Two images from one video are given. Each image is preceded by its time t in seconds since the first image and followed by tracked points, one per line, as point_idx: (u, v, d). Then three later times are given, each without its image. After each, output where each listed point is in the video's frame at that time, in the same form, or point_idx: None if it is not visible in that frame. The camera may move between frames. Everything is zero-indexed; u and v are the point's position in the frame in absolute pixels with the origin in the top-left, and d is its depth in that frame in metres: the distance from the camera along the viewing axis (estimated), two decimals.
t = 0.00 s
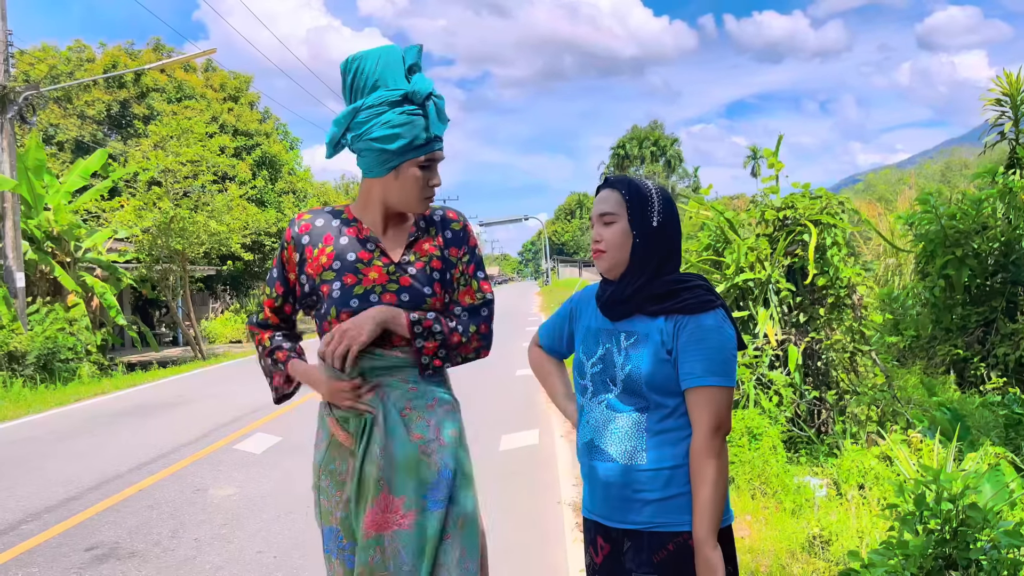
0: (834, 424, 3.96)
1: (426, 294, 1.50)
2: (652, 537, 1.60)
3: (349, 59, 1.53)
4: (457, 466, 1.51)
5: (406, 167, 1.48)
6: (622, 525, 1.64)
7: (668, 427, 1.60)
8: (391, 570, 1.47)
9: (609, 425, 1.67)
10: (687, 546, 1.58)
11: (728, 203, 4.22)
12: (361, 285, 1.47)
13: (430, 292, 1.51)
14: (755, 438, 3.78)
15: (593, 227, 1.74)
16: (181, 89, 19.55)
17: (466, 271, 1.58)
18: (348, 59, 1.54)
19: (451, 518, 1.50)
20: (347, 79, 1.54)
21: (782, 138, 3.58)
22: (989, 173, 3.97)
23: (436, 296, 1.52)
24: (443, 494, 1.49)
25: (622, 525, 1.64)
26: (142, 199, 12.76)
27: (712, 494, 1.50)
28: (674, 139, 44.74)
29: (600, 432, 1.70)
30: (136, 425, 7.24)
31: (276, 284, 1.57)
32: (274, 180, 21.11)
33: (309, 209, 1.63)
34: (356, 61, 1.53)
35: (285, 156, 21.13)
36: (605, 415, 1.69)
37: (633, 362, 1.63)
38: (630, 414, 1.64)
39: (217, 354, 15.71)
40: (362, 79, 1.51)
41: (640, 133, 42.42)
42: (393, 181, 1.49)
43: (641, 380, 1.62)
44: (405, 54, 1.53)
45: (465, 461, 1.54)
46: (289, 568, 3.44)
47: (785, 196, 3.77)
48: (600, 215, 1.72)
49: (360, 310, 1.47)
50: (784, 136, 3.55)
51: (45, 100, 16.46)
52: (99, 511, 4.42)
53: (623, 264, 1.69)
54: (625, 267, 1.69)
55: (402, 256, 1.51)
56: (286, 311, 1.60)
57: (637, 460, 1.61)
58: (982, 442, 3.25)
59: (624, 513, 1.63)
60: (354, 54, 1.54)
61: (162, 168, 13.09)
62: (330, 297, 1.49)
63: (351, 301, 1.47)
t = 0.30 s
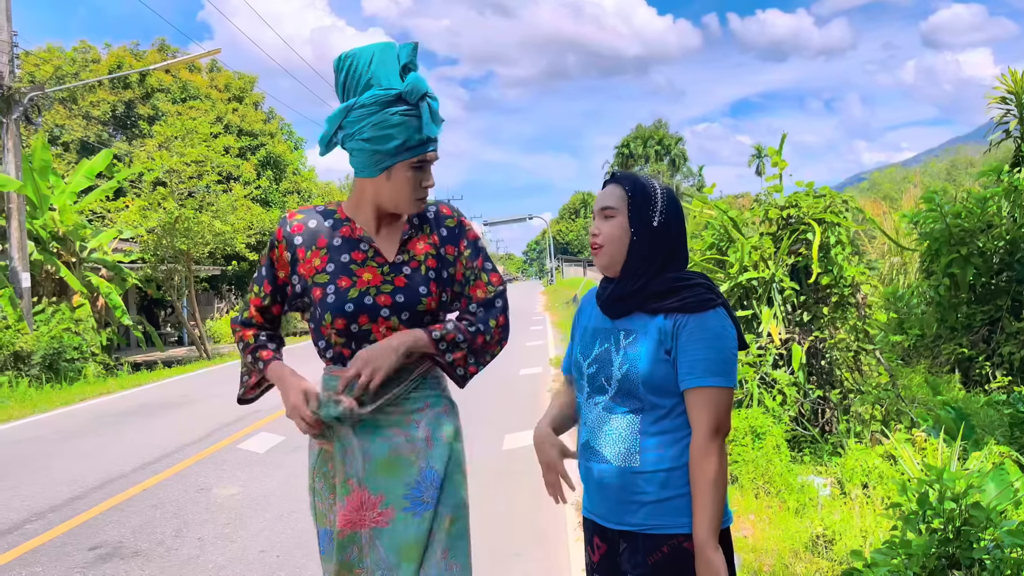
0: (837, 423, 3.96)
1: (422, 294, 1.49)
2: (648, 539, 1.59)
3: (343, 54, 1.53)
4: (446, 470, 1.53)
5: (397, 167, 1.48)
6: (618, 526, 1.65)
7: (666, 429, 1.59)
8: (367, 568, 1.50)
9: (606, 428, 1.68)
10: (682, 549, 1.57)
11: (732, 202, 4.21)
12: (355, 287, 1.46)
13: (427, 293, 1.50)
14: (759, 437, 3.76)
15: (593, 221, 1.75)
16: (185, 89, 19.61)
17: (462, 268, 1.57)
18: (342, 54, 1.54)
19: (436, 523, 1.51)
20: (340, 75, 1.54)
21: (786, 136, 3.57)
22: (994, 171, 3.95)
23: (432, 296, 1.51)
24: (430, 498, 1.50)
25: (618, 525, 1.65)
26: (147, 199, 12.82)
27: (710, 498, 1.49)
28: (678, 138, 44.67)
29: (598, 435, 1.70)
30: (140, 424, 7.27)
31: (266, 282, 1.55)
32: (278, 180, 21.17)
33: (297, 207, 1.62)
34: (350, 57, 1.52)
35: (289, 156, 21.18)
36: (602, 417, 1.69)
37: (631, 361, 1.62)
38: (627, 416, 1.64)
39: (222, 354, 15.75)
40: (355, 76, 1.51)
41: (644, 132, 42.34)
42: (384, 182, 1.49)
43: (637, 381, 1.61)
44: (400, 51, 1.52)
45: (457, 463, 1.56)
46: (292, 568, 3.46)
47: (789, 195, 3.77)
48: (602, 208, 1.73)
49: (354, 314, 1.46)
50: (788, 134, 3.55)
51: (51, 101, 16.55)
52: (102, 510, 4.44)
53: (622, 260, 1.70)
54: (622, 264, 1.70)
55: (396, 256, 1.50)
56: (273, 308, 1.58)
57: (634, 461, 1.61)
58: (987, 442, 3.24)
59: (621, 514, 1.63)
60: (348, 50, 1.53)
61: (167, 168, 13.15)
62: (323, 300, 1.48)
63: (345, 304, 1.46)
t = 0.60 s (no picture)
0: (842, 422, 3.94)
1: (431, 301, 1.48)
2: (638, 541, 1.60)
3: (339, 48, 1.53)
4: (460, 481, 1.52)
5: (401, 160, 1.47)
6: (610, 528, 1.65)
7: (659, 431, 1.59)
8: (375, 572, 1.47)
9: (600, 430, 1.67)
10: (671, 553, 1.57)
11: (737, 201, 4.20)
12: (362, 292, 1.46)
13: (436, 299, 1.48)
14: (763, 436, 3.75)
15: (596, 223, 1.75)
16: (190, 90, 19.64)
17: (473, 276, 1.55)
18: (337, 48, 1.54)
19: (450, 534, 1.49)
20: (337, 69, 1.54)
21: (790, 135, 3.56)
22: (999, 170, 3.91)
23: (442, 303, 1.49)
24: (441, 509, 1.48)
25: (610, 528, 1.65)
26: (152, 200, 12.85)
27: (705, 502, 1.49)
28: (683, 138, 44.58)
29: (591, 437, 1.70)
30: (144, 425, 7.29)
31: (257, 286, 1.56)
32: (282, 181, 21.20)
33: (294, 207, 1.63)
34: (347, 50, 1.52)
35: (293, 157, 21.20)
36: (596, 420, 1.69)
37: (627, 360, 1.62)
38: (619, 418, 1.63)
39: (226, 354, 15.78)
40: (353, 69, 1.52)
41: (648, 131, 42.25)
42: (388, 177, 1.48)
43: (632, 382, 1.61)
44: (398, 38, 1.51)
45: (472, 474, 1.55)
46: (294, 568, 3.46)
47: (793, 194, 3.76)
48: (603, 210, 1.73)
49: (360, 319, 1.45)
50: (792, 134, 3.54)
51: (56, 102, 16.62)
52: (106, 511, 4.46)
53: (623, 257, 1.69)
54: (625, 261, 1.70)
55: (404, 261, 1.50)
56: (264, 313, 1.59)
57: (626, 464, 1.62)
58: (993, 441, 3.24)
59: (612, 516, 1.64)
60: (344, 42, 1.53)
61: (171, 169, 13.18)
62: (327, 304, 1.48)
63: (350, 309, 1.45)
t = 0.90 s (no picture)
0: (848, 423, 3.93)
1: (451, 304, 1.38)
2: (641, 547, 1.59)
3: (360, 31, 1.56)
4: (479, 503, 1.39)
5: (376, 133, 1.44)
6: (611, 534, 1.64)
7: (667, 434, 1.59)
8: None
9: (604, 433, 1.67)
10: (676, 560, 1.56)
11: (742, 201, 4.19)
12: (374, 289, 1.38)
13: (457, 303, 1.39)
14: (768, 437, 3.76)
15: (591, 238, 1.74)
16: (196, 91, 19.71)
17: (505, 281, 1.45)
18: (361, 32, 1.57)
19: (466, 564, 1.37)
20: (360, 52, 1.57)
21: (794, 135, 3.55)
22: (1006, 169, 3.88)
23: (463, 307, 1.39)
24: (456, 536, 1.35)
25: (611, 534, 1.64)
26: (157, 201, 12.91)
27: (712, 506, 1.49)
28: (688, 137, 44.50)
29: (595, 440, 1.69)
30: (150, 425, 7.33)
31: (277, 279, 1.52)
32: (288, 182, 21.26)
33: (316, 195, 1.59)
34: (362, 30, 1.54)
35: (299, 158, 21.26)
36: (600, 422, 1.68)
37: (634, 362, 1.61)
38: (625, 421, 1.63)
39: (232, 355, 15.83)
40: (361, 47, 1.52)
41: (653, 131, 42.18)
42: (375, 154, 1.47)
43: (639, 385, 1.61)
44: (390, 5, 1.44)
45: (492, 496, 1.42)
46: (297, 569, 3.47)
47: (797, 194, 3.75)
48: (595, 225, 1.71)
49: (370, 317, 1.36)
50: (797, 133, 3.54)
51: (63, 104, 16.72)
52: (111, 511, 4.48)
53: (624, 268, 1.69)
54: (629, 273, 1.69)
55: (423, 257, 1.41)
56: (285, 306, 1.54)
57: (632, 467, 1.61)
58: (998, 441, 3.17)
59: (614, 522, 1.63)
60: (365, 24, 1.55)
61: (177, 170, 13.23)
62: (338, 301, 1.40)
63: (361, 307, 1.37)
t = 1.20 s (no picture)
0: (854, 424, 3.91)
1: (438, 331, 1.08)
2: (637, 555, 1.58)
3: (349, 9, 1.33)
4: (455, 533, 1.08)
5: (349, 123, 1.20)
6: (607, 540, 1.63)
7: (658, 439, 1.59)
8: None
9: (599, 439, 1.67)
10: (674, 567, 1.54)
11: (747, 201, 4.18)
12: (349, 309, 1.10)
13: (444, 332, 1.08)
14: (773, 438, 3.75)
15: (591, 227, 1.81)
16: (203, 92, 19.80)
17: (507, 306, 1.13)
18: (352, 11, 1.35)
19: None
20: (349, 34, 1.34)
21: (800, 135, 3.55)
22: (1013, 168, 3.86)
23: (456, 335, 1.09)
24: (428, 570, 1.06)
25: (607, 540, 1.63)
26: (165, 201, 12.99)
27: (705, 508, 1.49)
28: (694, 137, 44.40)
29: (591, 446, 1.70)
30: (156, 425, 7.36)
31: (267, 288, 1.27)
32: (295, 182, 21.33)
33: (307, 194, 1.33)
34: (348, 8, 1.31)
35: (306, 158, 21.32)
36: (594, 431, 1.69)
37: (622, 371, 1.62)
38: (619, 426, 1.63)
39: (239, 355, 15.90)
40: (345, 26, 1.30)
41: (660, 131, 42.10)
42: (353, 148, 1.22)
43: (629, 392, 1.61)
44: None
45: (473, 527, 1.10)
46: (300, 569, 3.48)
47: (803, 194, 3.74)
48: (598, 214, 1.79)
49: (345, 349, 1.08)
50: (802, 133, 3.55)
51: (72, 105, 16.86)
52: (116, 510, 4.50)
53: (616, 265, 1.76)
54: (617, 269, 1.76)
55: (406, 274, 1.11)
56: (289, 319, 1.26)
57: (626, 473, 1.61)
58: (1005, 442, 3.14)
59: (610, 528, 1.62)
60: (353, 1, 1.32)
61: (184, 170, 13.30)
62: (314, 326, 1.13)
63: (335, 333, 1.09)
